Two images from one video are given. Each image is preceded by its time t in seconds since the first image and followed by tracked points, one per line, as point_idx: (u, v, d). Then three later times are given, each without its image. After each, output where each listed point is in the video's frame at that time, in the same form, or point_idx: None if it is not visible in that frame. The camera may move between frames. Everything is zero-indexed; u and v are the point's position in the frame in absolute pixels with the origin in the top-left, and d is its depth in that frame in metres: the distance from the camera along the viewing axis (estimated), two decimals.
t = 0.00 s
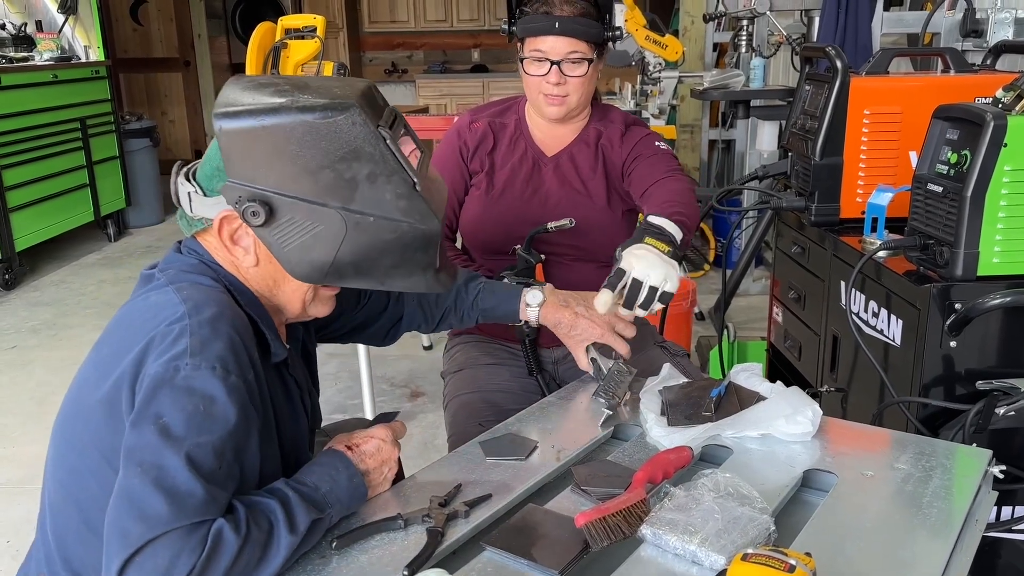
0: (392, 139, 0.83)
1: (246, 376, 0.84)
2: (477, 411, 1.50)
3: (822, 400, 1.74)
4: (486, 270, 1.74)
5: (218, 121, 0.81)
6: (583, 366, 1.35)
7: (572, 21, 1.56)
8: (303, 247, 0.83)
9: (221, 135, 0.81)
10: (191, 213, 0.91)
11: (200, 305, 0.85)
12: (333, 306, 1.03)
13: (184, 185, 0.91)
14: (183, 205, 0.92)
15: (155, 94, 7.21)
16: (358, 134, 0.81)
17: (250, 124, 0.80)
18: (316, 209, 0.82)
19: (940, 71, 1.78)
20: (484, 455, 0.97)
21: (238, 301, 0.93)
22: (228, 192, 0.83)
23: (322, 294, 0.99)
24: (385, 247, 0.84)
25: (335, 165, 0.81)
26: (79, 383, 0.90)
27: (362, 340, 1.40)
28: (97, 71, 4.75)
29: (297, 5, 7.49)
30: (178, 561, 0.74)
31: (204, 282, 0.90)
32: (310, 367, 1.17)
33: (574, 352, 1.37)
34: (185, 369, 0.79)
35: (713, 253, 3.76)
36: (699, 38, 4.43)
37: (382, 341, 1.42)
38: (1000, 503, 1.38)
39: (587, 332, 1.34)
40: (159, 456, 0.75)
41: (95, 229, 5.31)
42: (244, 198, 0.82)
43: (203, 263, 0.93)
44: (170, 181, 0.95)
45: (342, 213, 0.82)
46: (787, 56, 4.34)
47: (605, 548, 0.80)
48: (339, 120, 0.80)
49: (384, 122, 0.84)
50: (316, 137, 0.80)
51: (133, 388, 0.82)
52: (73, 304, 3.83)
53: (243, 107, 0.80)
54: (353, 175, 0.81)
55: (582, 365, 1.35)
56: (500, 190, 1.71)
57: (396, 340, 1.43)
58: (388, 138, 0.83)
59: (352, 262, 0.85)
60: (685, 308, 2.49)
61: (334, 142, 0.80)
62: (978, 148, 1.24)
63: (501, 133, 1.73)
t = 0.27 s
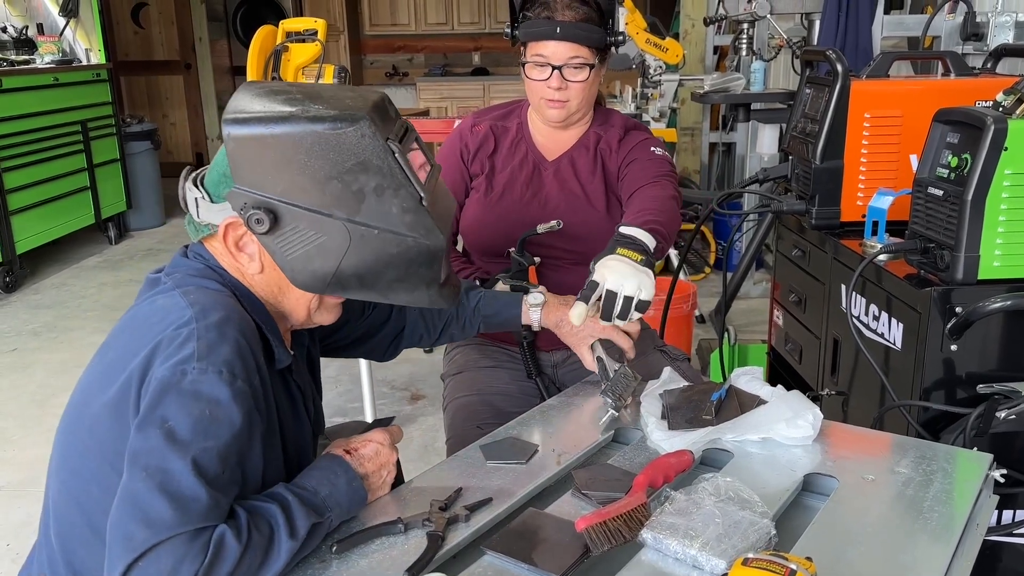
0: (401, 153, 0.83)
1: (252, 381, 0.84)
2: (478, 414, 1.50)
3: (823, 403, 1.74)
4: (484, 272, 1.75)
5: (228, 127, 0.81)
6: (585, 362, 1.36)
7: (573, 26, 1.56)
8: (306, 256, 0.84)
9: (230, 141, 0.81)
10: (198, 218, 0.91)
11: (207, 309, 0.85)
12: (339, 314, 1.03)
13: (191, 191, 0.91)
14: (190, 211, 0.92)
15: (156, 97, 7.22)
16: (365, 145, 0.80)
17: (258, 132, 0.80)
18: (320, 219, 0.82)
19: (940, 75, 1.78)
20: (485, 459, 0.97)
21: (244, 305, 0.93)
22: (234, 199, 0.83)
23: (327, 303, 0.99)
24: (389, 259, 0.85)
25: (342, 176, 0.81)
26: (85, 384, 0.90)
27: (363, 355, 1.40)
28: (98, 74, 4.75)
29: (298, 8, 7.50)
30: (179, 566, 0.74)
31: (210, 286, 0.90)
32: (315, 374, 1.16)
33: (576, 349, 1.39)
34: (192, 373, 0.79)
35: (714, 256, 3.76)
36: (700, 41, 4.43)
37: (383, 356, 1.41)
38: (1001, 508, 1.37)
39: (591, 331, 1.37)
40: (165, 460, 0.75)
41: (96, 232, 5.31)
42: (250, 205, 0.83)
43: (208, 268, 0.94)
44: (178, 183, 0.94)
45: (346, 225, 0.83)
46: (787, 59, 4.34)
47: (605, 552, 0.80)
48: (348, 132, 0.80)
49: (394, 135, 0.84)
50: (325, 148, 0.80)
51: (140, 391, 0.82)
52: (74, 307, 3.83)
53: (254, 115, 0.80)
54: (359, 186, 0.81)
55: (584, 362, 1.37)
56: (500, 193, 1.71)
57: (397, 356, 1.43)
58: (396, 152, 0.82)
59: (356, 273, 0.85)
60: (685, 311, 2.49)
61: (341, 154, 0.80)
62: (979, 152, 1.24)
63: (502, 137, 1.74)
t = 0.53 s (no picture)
0: (400, 158, 0.83)
1: (256, 386, 0.84)
2: (478, 418, 1.50)
3: (823, 407, 1.73)
4: (484, 275, 1.76)
5: (228, 128, 0.81)
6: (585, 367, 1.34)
7: (571, 31, 1.56)
8: (303, 259, 0.84)
9: (227, 141, 0.81)
10: (201, 222, 0.92)
11: (212, 314, 0.85)
12: (344, 319, 1.03)
13: (194, 195, 0.92)
14: (193, 215, 0.93)
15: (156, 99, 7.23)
16: (361, 150, 0.81)
17: (258, 133, 0.80)
18: (317, 222, 0.82)
19: (940, 78, 1.78)
20: (485, 463, 0.97)
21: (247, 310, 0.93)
22: (232, 200, 0.83)
23: (331, 308, 0.99)
24: (386, 265, 0.84)
25: (340, 180, 0.81)
26: (89, 387, 0.90)
27: (367, 354, 1.40)
28: (99, 76, 4.76)
29: (298, 10, 7.51)
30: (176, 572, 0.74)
31: (213, 291, 0.91)
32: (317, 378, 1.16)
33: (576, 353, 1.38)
34: (195, 378, 0.79)
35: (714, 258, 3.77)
36: (700, 44, 4.44)
37: (388, 355, 1.41)
38: (1002, 511, 1.37)
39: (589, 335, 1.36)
40: (168, 465, 0.75)
41: (96, 234, 5.31)
42: (247, 205, 0.82)
43: (212, 272, 0.94)
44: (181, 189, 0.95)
45: (343, 228, 0.82)
46: (787, 62, 4.35)
47: (606, 557, 0.80)
48: (348, 136, 0.80)
49: (394, 140, 0.84)
50: (324, 151, 0.80)
51: (144, 395, 0.82)
52: (74, 309, 3.83)
53: (254, 116, 0.80)
54: (358, 191, 0.81)
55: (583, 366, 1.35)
56: (498, 197, 1.71)
57: (402, 355, 1.43)
58: (395, 157, 0.83)
59: (350, 279, 0.84)
60: (686, 314, 2.49)
61: (341, 157, 0.80)
62: (979, 155, 1.24)
63: (500, 141, 1.74)
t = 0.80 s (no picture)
0: (406, 158, 0.83)
1: (258, 387, 0.84)
2: (475, 421, 1.49)
3: (823, 407, 1.73)
4: (484, 275, 1.76)
5: (233, 132, 0.80)
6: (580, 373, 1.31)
7: (572, 32, 1.56)
8: (310, 261, 0.83)
9: (233, 145, 0.81)
10: (202, 228, 0.91)
11: (215, 315, 0.85)
12: (349, 317, 1.03)
13: (194, 201, 0.90)
14: (193, 221, 0.91)
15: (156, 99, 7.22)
16: (368, 150, 0.81)
17: (265, 136, 0.79)
18: (324, 224, 0.82)
19: (940, 78, 1.78)
20: (484, 464, 0.97)
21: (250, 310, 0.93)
22: (238, 204, 0.82)
23: (337, 306, 0.99)
24: (395, 264, 0.85)
25: (346, 181, 0.81)
26: (91, 387, 0.90)
27: (366, 351, 1.40)
28: (98, 76, 4.76)
29: (298, 10, 7.50)
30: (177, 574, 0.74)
31: (215, 292, 0.90)
32: (318, 379, 1.16)
33: (571, 359, 1.34)
34: (198, 378, 0.79)
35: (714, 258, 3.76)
36: (700, 44, 4.44)
37: (387, 353, 1.42)
38: (1002, 512, 1.37)
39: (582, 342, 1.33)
40: (171, 466, 0.75)
41: (96, 234, 5.31)
42: (254, 210, 0.82)
43: (213, 274, 0.94)
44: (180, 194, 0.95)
45: (350, 229, 0.82)
46: (787, 62, 4.35)
47: (606, 558, 0.80)
48: (355, 137, 0.80)
49: (398, 140, 0.84)
50: (330, 153, 0.80)
51: (146, 395, 0.82)
52: (73, 309, 3.83)
53: (259, 120, 0.80)
54: (365, 192, 0.81)
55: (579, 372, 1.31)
56: (498, 196, 1.70)
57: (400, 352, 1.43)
58: (401, 157, 0.83)
59: (359, 279, 0.85)
60: (686, 314, 2.49)
61: (347, 159, 0.80)
62: (979, 155, 1.23)
63: (497, 141, 1.74)
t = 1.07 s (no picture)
0: (409, 159, 0.84)
1: (259, 385, 0.84)
2: (466, 417, 1.50)
3: (823, 406, 1.73)
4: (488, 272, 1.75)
5: (238, 130, 0.80)
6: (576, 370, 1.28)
7: (580, 28, 1.58)
8: (313, 261, 0.83)
9: (237, 142, 0.80)
10: (203, 229, 0.91)
11: (217, 313, 0.85)
12: (351, 315, 1.03)
13: (196, 201, 0.90)
14: (195, 222, 0.91)
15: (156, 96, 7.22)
16: (372, 150, 0.81)
17: (272, 135, 0.79)
18: (327, 223, 0.81)
19: (941, 77, 1.78)
20: (484, 462, 0.97)
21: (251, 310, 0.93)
22: (242, 203, 0.82)
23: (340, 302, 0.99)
24: (395, 265, 0.85)
25: (352, 180, 0.81)
26: (91, 385, 0.90)
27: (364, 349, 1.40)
28: (98, 74, 4.75)
29: (298, 8, 7.50)
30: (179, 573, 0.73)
31: (216, 291, 0.90)
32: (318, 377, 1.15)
33: (566, 357, 1.31)
34: (200, 377, 0.79)
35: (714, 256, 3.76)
36: (699, 41, 4.44)
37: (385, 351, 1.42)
38: (1002, 510, 1.37)
39: (577, 339, 1.31)
40: (173, 465, 0.75)
41: (96, 232, 5.31)
42: (258, 209, 0.81)
43: (214, 273, 0.94)
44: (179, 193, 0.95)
45: (354, 230, 0.82)
46: (787, 60, 4.34)
47: (607, 556, 0.80)
48: (361, 138, 0.81)
49: (400, 141, 0.85)
50: (335, 153, 0.80)
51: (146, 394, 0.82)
52: (73, 307, 3.82)
53: (264, 118, 0.79)
54: (370, 192, 0.81)
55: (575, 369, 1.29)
56: (498, 192, 1.70)
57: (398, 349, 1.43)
58: (406, 158, 0.84)
59: (361, 279, 0.84)
60: (685, 312, 2.49)
61: (353, 158, 0.80)
62: (980, 154, 1.23)
63: (495, 137, 1.74)
